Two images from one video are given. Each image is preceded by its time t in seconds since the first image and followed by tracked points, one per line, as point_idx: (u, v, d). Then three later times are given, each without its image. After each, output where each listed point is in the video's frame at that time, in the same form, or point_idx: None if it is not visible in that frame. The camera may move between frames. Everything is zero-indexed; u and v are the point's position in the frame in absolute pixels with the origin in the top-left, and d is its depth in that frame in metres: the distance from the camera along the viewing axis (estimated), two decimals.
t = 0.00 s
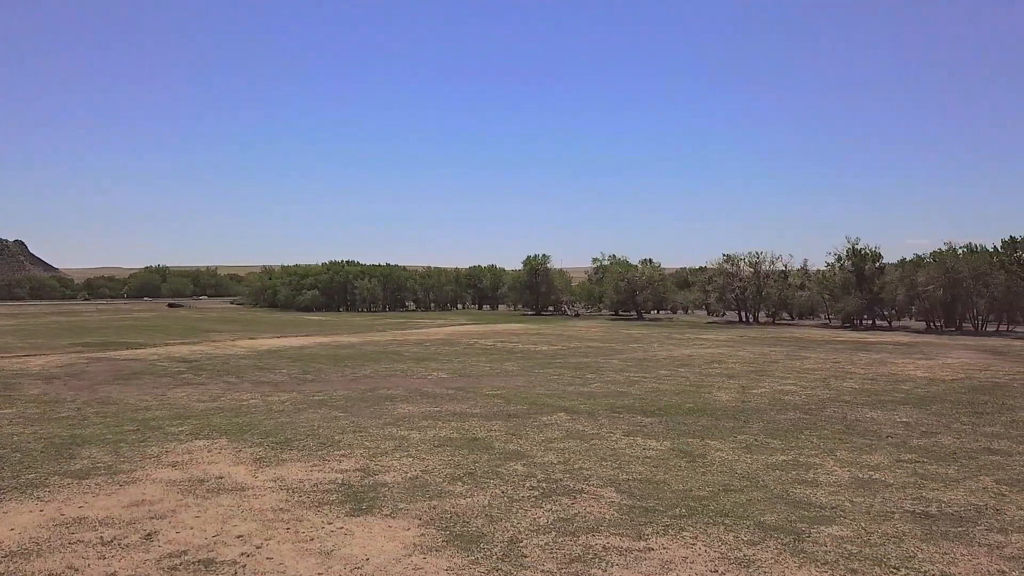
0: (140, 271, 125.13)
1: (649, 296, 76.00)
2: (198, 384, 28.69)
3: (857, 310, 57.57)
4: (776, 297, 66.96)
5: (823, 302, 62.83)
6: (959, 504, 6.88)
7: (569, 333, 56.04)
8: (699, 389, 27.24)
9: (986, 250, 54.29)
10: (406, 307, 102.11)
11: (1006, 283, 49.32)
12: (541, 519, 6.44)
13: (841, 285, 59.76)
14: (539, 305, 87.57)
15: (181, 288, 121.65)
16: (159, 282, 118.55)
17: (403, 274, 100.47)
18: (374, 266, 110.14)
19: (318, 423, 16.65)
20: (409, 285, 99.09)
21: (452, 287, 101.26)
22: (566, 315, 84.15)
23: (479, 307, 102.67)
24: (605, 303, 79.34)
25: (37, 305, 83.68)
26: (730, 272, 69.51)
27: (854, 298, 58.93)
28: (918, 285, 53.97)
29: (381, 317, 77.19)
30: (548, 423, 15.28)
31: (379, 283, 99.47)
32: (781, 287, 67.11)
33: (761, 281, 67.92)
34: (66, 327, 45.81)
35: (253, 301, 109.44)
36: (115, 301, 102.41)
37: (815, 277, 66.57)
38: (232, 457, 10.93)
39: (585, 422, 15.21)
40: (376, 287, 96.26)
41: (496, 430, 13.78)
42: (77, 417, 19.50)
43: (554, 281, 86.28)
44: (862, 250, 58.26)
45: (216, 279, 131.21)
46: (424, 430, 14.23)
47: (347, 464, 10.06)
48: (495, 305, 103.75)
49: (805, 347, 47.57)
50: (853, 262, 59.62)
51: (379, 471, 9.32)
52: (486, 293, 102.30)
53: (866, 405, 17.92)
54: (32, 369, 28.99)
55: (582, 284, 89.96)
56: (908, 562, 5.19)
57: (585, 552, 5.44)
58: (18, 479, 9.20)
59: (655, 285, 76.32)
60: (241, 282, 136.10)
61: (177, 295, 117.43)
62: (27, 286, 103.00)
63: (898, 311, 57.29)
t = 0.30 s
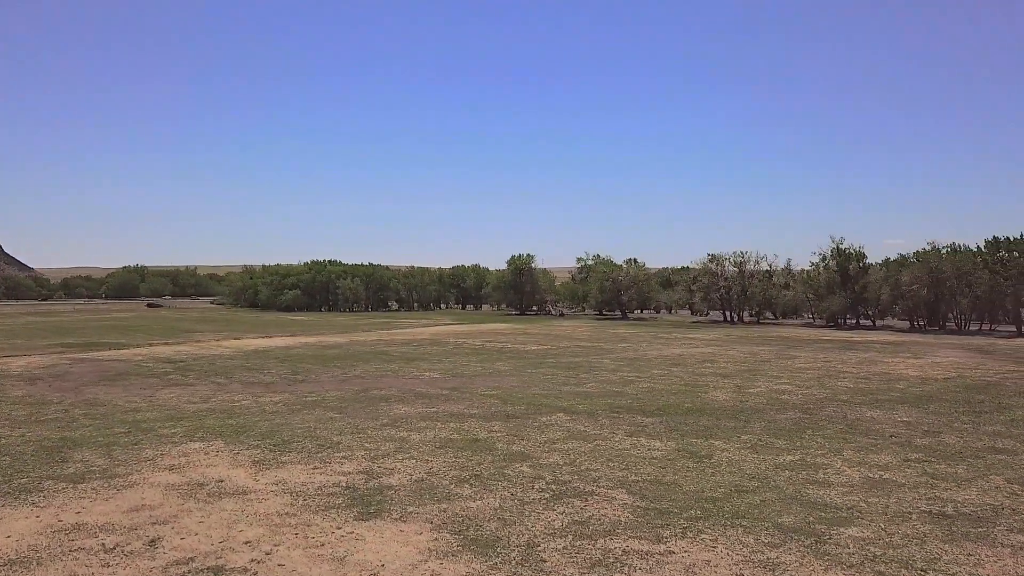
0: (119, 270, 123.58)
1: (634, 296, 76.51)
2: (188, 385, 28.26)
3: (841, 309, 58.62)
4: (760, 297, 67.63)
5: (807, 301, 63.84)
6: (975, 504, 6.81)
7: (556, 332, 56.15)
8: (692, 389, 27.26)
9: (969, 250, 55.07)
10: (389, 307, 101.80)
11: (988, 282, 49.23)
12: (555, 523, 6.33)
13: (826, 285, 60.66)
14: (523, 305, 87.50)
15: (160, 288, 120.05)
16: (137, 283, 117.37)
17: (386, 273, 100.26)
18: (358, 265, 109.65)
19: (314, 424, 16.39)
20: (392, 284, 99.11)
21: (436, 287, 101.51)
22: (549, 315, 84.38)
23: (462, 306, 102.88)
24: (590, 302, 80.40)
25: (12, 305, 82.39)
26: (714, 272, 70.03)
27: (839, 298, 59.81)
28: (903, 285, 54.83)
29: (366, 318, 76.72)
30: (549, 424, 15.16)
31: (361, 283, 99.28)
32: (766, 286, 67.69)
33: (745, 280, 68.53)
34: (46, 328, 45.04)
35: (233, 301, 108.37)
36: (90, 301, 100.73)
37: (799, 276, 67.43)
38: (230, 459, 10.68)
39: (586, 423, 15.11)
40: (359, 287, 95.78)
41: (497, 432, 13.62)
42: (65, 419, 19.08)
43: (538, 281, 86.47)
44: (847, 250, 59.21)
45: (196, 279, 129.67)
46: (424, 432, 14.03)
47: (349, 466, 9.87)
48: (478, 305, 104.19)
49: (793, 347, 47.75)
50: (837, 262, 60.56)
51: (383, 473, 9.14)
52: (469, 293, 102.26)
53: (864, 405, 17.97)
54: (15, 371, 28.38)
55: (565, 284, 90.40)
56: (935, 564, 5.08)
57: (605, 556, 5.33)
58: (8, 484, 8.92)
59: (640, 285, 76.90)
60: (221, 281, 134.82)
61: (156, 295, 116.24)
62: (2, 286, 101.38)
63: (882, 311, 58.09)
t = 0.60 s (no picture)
0: (97, 270, 122.03)
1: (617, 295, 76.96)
2: (177, 387, 27.79)
3: (825, 308, 59.30)
4: (744, 296, 68.28)
5: (791, 301, 64.54)
6: (990, 504, 6.77)
7: (543, 332, 56.24)
8: (684, 388, 27.29)
9: (951, 250, 55.79)
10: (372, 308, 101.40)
11: (971, 282, 49.82)
12: (570, 525, 6.22)
13: (810, 284, 61.33)
14: (506, 305, 87.36)
15: (138, 288, 118.43)
16: (115, 283, 116.08)
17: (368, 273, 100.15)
18: (340, 265, 109.00)
19: (310, 425, 16.10)
20: (374, 284, 99.29)
21: (418, 287, 102.03)
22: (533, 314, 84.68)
23: (445, 306, 103.32)
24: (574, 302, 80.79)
25: None
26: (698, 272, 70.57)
27: (823, 297, 60.51)
28: (887, 284, 55.50)
29: (351, 318, 76.24)
30: (549, 424, 15.02)
31: (343, 283, 98.98)
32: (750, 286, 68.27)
33: (729, 280, 69.13)
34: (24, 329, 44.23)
35: (212, 301, 107.46)
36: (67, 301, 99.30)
37: (783, 276, 68.18)
38: (228, 462, 10.43)
39: (587, 423, 14.99)
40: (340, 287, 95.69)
41: (498, 432, 13.47)
42: (53, 422, 18.64)
43: (522, 281, 86.68)
44: (830, 250, 59.91)
45: (174, 278, 128.40)
46: (423, 432, 13.85)
47: (351, 468, 9.68)
48: (461, 305, 104.60)
49: (780, 346, 47.91)
50: (821, 261, 61.24)
51: (388, 476, 8.96)
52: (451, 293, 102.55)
53: (861, 404, 18.01)
54: None
55: (548, 284, 90.80)
56: (961, 565, 5.02)
57: (627, 560, 5.22)
58: None
59: (623, 284, 77.40)
60: (200, 280, 133.55)
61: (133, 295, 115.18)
62: None
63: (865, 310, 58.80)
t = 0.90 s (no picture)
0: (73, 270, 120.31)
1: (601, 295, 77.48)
2: (165, 388, 27.35)
3: (808, 307, 60.06)
4: (727, 296, 69.00)
5: (774, 300, 65.33)
6: (1004, 503, 6.73)
7: (528, 331, 56.34)
8: (676, 388, 27.29)
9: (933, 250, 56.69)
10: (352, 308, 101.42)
11: (953, 282, 50.62)
12: (585, 529, 6.11)
13: (793, 283, 62.09)
14: (489, 304, 88.00)
15: (115, 288, 117.01)
16: (90, 283, 114.62)
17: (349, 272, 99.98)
18: (322, 264, 108.44)
19: (305, 427, 15.83)
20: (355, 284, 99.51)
21: (400, 287, 102.43)
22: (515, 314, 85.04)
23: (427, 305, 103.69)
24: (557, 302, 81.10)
25: None
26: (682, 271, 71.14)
27: (806, 296, 61.28)
28: (869, 284, 56.27)
29: (335, 318, 75.82)
30: (548, 424, 14.89)
31: (324, 283, 98.67)
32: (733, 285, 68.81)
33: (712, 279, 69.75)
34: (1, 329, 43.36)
35: (191, 301, 106.44)
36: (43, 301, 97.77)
37: (766, 276, 69.01)
38: (226, 465, 10.18)
39: (587, 424, 14.86)
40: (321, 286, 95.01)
41: (499, 433, 13.33)
42: (39, 424, 18.21)
43: (505, 280, 86.93)
44: (814, 249, 60.70)
45: (151, 277, 126.99)
46: (423, 434, 13.67)
47: (353, 470, 9.50)
48: (443, 304, 105.08)
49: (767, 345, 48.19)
50: (805, 261, 62.01)
51: (392, 478, 8.78)
52: (434, 293, 103.44)
53: (858, 404, 18.07)
54: None
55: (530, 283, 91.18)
56: (986, 566, 4.96)
57: (648, 563, 5.12)
58: None
59: (606, 284, 78.04)
60: (177, 280, 132.30)
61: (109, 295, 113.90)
62: None
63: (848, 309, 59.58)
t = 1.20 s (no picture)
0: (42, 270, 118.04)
1: (581, 294, 78.53)
2: (150, 389, 26.81)
3: (789, 307, 60.86)
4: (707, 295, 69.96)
5: (754, 300, 66.34)
6: (1018, 503, 6.71)
7: (510, 331, 56.47)
8: (666, 388, 27.31)
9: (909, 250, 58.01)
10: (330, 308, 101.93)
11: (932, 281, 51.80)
12: (603, 531, 6.01)
13: (773, 283, 63.06)
14: (469, 305, 87.92)
15: (87, 288, 115.11)
16: (62, 283, 112.66)
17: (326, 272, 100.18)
18: (301, 263, 107.60)
19: (298, 428, 15.55)
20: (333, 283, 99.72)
21: (378, 286, 102.90)
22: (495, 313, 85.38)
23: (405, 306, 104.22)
24: (538, 301, 81.54)
25: None
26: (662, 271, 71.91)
27: (786, 295, 62.22)
28: (849, 283, 57.37)
29: (315, 318, 75.22)
30: (546, 424, 14.80)
31: (301, 282, 98.21)
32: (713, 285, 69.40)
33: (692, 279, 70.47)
34: None
35: (166, 301, 105.01)
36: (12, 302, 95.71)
37: (745, 275, 70.26)
38: (223, 468, 9.92)
39: (585, 424, 14.79)
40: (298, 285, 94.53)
41: (498, 434, 13.22)
42: (21, 427, 17.71)
43: (484, 280, 87.11)
44: (793, 249, 61.81)
45: (123, 277, 125.23)
46: (421, 435, 13.47)
47: (355, 473, 9.30)
48: (422, 305, 105.80)
49: (751, 344, 48.58)
50: (785, 261, 63.04)
51: (397, 481, 8.61)
52: (412, 293, 103.71)
53: (853, 403, 18.22)
54: None
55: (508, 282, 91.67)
56: (1013, 568, 4.91)
57: (673, 568, 5.02)
58: None
59: (587, 283, 78.85)
60: (151, 280, 130.63)
61: (81, 295, 112.14)
62: None
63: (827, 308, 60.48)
